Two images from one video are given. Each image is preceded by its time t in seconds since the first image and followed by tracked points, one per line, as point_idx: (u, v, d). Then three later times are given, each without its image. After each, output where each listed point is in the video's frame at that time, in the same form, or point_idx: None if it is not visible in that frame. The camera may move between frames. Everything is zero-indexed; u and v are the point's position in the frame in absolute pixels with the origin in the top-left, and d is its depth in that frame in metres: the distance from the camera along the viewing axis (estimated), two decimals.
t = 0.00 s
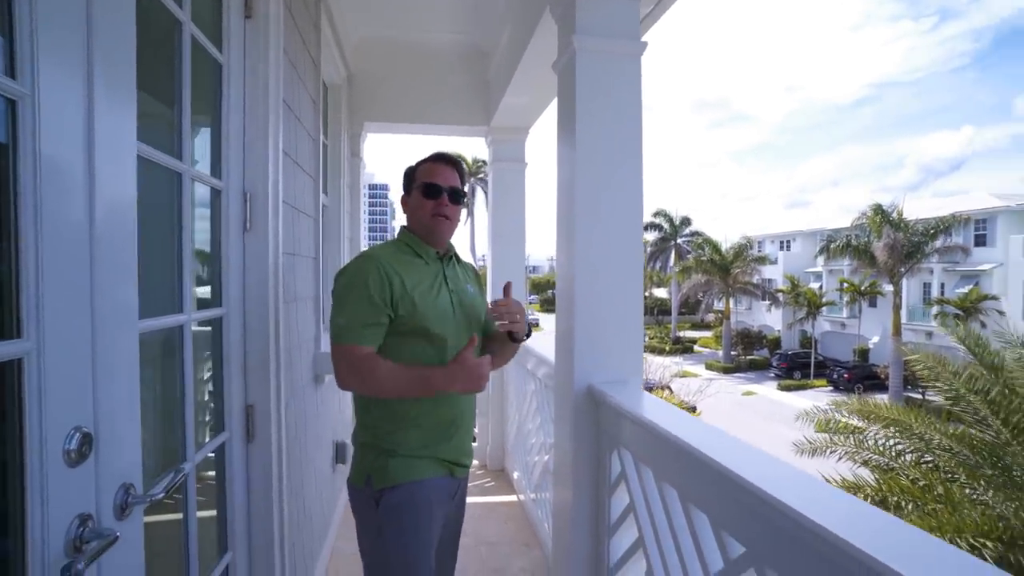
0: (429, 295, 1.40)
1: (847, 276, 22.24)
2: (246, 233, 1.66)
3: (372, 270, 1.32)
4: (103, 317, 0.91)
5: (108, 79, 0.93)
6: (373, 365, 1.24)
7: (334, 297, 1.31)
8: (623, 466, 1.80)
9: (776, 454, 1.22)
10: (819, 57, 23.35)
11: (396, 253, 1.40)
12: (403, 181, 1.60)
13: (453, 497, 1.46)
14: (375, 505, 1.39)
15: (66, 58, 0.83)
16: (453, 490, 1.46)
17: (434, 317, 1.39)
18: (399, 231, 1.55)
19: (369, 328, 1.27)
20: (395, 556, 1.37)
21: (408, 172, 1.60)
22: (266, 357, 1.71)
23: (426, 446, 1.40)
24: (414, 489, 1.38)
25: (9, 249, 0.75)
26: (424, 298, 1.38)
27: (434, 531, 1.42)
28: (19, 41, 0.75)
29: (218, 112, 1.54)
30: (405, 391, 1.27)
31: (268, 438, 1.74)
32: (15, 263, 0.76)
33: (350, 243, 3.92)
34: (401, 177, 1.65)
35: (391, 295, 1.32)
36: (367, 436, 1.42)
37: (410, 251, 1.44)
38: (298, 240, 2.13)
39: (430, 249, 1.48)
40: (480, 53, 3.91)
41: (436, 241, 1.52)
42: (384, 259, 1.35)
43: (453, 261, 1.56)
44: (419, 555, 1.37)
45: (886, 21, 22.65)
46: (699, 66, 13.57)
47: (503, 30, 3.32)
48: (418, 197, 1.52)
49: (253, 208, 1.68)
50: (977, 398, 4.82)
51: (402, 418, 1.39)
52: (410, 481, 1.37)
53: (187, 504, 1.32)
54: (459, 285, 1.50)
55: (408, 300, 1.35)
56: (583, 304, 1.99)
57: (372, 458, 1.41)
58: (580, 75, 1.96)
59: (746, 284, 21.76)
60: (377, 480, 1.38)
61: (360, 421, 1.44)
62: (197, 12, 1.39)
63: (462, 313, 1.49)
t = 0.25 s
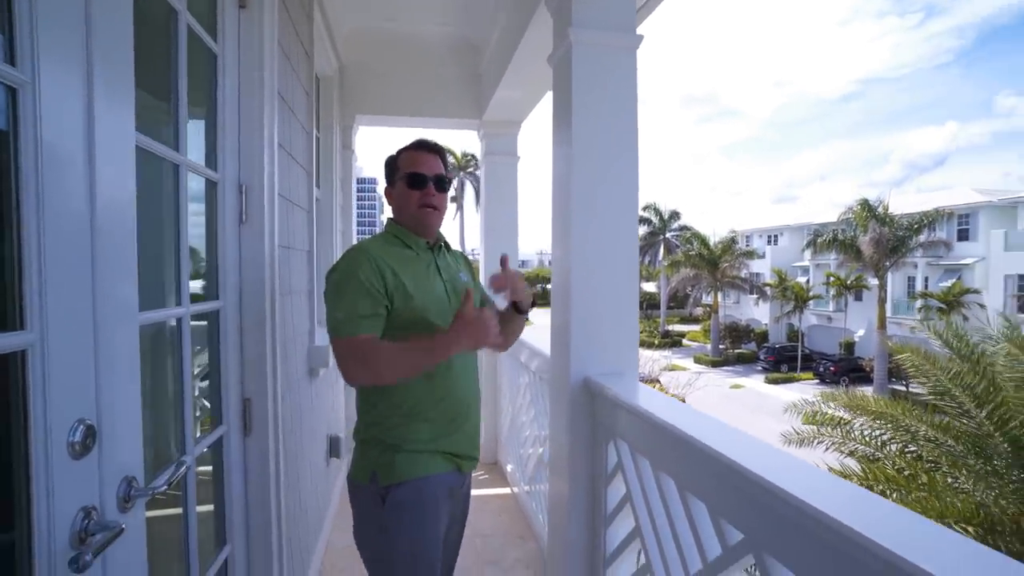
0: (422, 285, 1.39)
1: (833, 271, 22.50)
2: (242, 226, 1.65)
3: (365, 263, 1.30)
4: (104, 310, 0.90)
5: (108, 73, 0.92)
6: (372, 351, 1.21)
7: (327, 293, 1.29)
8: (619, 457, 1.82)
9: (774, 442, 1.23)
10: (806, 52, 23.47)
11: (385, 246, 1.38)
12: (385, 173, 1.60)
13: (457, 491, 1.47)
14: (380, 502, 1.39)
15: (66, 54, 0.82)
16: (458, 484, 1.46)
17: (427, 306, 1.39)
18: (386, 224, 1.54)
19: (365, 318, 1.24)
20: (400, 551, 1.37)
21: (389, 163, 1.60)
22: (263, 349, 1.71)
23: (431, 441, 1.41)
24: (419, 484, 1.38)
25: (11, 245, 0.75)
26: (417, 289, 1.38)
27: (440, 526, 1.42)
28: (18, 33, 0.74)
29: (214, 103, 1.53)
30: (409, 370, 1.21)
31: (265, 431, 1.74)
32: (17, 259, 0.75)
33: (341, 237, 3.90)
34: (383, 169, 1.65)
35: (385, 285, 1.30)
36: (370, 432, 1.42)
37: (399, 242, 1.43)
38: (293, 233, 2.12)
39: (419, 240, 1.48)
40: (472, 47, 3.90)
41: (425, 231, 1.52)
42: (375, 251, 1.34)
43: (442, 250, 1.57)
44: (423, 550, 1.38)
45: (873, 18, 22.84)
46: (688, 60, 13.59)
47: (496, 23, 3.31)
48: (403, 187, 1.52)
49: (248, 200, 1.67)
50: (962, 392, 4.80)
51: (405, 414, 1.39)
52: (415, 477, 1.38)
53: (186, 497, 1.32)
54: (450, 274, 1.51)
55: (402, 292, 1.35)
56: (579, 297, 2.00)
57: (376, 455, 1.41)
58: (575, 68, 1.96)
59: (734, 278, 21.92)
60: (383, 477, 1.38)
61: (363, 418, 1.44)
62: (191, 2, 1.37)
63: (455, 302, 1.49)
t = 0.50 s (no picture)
0: (419, 274, 1.40)
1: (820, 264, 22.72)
2: (238, 218, 1.64)
3: (368, 253, 1.29)
4: (107, 301, 0.90)
5: (108, 70, 0.91)
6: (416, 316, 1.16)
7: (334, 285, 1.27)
8: (617, 447, 1.83)
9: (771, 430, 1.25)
10: (794, 46, 23.56)
11: (383, 237, 1.38)
12: (368, 166, 1.57)
13: (458, 484, 1.48)
14: (381, 497, 1.40)
15: (67, 47, 0.81)
16: (459, 477, 1.47)
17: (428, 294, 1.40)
18: (375, 218, 1.53)
19: (391, 290, 1.23)
20: (401, 546, 1.38)
21: (371, 155, 1.58)
22: (260, 342, 1.70)
23: (433, 434, 1.41)
24: (421, 478, 1.39)
25: (14, 237, 0.74)
26: (417, 278, 1.39)
27: (441, 521, 1.43)
28: (19, 23, 0.73)
29: (209, 94, 1.52)
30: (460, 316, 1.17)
31: (263, 424, 1.73)
32: (20, 252, 0.75)
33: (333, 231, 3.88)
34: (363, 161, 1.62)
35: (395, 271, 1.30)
36: (371, 426, 1.43)
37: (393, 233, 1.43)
38: (288, 226, 2.11)
39: (411, 231, 1.49)
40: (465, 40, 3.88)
41: (416, 220, 1.52)
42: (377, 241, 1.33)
43: (434, 238, 1.58)
44: (424, 545, 1.39)
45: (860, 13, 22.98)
46: (678, 54, 13.59)
47: (489, 16, 3.30)
48: (389, 180, 1.50)
49: (244, 193, 1.66)
50: (950, 384, 4.93)
51: (407, 409, 1.40)
52: (417, 471, 1.38)
53: (186, 490, 1.32)
54: (445, 262, 1.53)
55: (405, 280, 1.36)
56: (576, 287, 2.01)
57: (377, 449, 1.41)
58: (572, 60, 1.96)
59: (723, 272, 22.06)
60: (384, 471, 1.39)
61: (363, 412, 1.45)
62: None
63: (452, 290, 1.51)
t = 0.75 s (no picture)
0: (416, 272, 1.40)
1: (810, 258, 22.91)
2: (233, 212, 1.63)
3: (360, 253, 1.29)
4: (107, 295, 0.89)
5: (107, 67, 0.90)
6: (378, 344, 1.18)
7: (325, 286, 1.28)
8: (612, 440, 1.85)
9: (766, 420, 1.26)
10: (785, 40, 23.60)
11: (378, 235, 1.38)
12: (364, 159, 1.57)
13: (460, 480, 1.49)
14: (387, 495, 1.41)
15: (66, 42, 0.81)
16: (461, 473, 1.49)
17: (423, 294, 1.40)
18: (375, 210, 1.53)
19: (372, 307, 1.24)
20: (406, 542, 1.39)
21: (366, 148, 1.57)
22: (256, 336, 1.69)
23: (436, 430, 1.42)
24: (426, 474, 1.40)
25: (15, 230, 0.74)
26: (413, 277, 1.39)
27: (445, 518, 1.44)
28: (17, 14, 0.73)
29: (204, 87, 1.51)
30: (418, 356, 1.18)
31: (260, 419, 1.73)
32: (21, 247, 0.74)
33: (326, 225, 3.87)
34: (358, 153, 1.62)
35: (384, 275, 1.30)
36: (374, 425, 1.43)
37: (391, 230, 1.43)
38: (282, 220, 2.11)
39: (411, 225, 1.49)
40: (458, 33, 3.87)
41: (417, 214, 1.52)
42: (368, 242, 1.33)
43: (433, 234, 1.58)
44: (428, 542, 1.40)
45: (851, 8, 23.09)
46: (669, 47, 13.56)
47: (483, 9, 3.29)
48: (388, 172, 1.50)
49: (239, 187, 1.65)
50: (940, 373, 5.04)
51: (409, 406, 1.40)
52: (422, 469, 1.39)
53: (184, 485, 1.32)
54: (444, 259, 1.52)
55: (399, 280, 1.36)
56: (571, 283, 2.02)
57: (381, 446, 1.42)
58: (567, 54, 1.96)
59: (714, 266, 22.18)
60: (389, 469, 1.40)
61: (365, 410, 1.45)
62: None
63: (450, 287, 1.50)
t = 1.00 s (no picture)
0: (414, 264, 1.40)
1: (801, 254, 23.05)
2: (228, 208, 1.63)
3: (361, 247, 1.29)
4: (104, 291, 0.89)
5: (101, 66, 0.89)
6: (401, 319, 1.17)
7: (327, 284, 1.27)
8: (608, 434, 1.86)
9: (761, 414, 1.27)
10: (776, 36, 23.63)
11: (376, 229, 1.37)
12: (356, 152, 1.56)
13: (455, 475, 1.49)
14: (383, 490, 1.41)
15: (62, 39, 0.80)
16: (456, 468, 1.49)
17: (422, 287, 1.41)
18: (368, 204, 1.53)
19: (383, 291, 1.24)
20: (402, 538, 1.39)
21: (359, 140, 1.56)
22: (251, 332, 1.69)
23: (434, 426, 1.43)
24: (422, 470, 1.41)
25: (12, 229, 0.73)
26: (411, 271, 1.39)
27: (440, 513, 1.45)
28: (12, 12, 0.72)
29: (198, 82, 1.49)
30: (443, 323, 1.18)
31: (255, 415, 1.73)
32: (18, 245, 0.74)
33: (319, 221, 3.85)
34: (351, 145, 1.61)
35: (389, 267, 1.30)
36: (371, 420, 1.43)
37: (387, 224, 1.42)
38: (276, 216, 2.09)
39: (405, 220, 1.48)
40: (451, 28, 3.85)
41: (410, 208, 1.52)
42: (369, 235, 1.32)
43: (426, 227, 1.58)
44: (423, 538, 1.41)
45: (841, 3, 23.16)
46: (661, 43, 13.55)
47: (476, 4, 3.28)
48: (383, 166, 1.49)
49: (233, 182, 1.64)
50: (926, 363, 5.12)
51: (406, 401, 1.41)
52: (418, 464, 1.40)
53: (181, 482, 1.32)
54: (438, 252, 1.53)
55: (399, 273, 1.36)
56: (567, 277, 2.02)
57: (377, 442, 1.42)
58: (562, 49, 1.96)
59: (706, 261, 22.26)
60: (385, 464, 1.40)
61: (361, 406, 1.45)
62: None
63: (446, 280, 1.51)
